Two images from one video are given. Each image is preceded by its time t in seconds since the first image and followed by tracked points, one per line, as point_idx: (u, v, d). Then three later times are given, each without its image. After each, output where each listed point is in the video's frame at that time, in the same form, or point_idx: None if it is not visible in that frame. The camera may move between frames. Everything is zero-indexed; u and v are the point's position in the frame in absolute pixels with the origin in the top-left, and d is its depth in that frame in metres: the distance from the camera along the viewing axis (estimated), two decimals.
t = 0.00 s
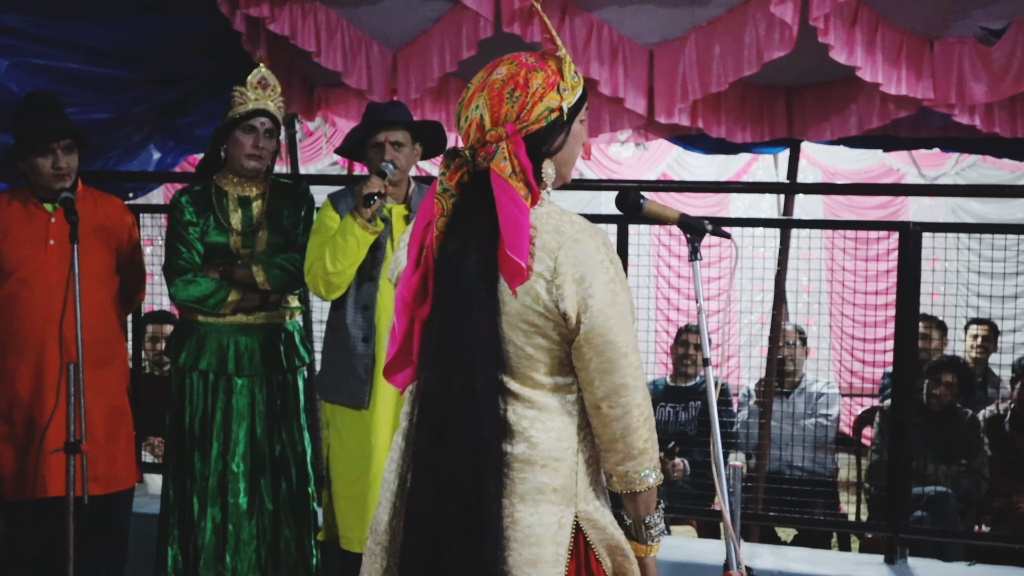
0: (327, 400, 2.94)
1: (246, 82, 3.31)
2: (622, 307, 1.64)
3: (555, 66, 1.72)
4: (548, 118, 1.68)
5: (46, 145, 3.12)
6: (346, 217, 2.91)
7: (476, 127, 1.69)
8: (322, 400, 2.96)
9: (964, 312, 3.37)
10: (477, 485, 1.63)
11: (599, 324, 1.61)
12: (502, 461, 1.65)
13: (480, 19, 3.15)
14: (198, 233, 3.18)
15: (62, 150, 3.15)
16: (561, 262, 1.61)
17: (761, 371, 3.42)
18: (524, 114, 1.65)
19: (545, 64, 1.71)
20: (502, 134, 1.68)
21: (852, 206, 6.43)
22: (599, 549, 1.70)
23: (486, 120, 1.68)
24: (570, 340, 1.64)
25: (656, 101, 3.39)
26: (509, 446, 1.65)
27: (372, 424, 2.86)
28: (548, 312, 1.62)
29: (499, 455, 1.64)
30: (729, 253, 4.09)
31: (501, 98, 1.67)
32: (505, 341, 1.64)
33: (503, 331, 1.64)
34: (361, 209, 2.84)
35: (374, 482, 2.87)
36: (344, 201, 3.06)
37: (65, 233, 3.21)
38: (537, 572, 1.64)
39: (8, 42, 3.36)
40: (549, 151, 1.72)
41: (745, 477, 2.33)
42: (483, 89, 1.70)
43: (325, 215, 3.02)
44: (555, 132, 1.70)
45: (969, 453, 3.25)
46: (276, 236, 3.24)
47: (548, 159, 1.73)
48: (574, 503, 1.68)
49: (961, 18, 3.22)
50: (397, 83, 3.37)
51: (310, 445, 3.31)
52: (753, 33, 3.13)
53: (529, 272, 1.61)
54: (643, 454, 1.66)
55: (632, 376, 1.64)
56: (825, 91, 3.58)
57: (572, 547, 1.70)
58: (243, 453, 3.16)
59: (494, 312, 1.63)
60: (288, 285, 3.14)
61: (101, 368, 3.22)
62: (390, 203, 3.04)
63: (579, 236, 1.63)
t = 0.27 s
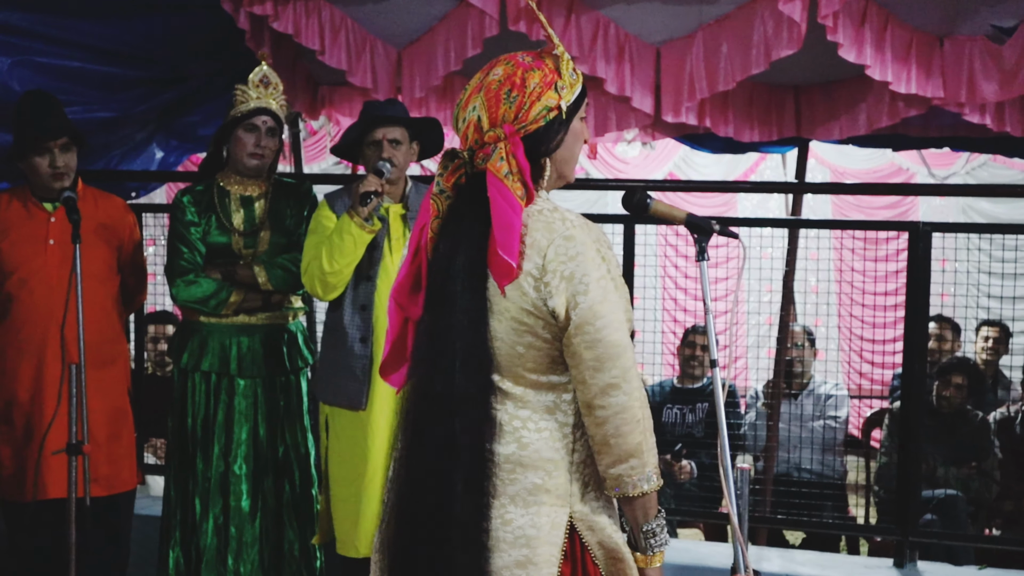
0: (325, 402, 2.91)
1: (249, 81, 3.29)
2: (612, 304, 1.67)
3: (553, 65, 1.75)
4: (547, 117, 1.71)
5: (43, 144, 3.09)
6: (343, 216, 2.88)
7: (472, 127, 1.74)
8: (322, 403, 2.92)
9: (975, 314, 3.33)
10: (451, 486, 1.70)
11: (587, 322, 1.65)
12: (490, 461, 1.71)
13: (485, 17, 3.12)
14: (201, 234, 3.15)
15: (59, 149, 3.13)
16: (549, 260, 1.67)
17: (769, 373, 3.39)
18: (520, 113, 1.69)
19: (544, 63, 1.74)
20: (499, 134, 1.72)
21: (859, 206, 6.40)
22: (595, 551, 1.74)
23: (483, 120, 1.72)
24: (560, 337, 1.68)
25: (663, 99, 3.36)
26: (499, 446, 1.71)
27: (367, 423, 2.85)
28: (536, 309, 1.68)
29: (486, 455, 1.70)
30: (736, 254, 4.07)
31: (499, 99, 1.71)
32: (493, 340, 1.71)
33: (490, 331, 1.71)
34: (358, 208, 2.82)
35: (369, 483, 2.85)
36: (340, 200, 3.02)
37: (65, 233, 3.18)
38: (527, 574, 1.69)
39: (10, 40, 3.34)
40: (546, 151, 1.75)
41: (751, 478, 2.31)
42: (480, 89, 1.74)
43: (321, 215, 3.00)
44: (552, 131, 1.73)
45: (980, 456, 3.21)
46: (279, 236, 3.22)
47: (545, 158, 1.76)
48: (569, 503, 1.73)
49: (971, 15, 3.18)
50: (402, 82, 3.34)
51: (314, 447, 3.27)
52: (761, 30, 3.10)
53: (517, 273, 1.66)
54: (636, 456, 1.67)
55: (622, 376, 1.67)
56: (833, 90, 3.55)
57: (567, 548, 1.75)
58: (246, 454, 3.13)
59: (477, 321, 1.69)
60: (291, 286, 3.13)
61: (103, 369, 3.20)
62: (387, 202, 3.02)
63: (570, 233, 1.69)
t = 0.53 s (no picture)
0: (329, 403, 2.91)
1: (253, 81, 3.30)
2: (609, 312, 1.68)
3: (550, 64, 1.80)
4: (541, 111, 1.76)
5: (42, 143, 3.10)
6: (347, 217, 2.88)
7: (472, 131, 1.83)
8: (324, 404, 2.92)
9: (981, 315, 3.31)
10: (434, 484, 1.74)
11: (582, 328, 1.67)
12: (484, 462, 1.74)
13: (490, 18, 3.11)
14: (205, 235, 3.15)
15: (58, 149, 3.14)
16: (546, 265, 1.69)
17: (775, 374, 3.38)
18: (512, 109, 1.75)
19: (540, 63, 1.80)
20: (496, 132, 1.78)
21: (866, 207, 6.40)
22: (589, 558, 1.76)
23: (481, 122, 1.80)
24: (557, 342, 1.70)
25: (668, 100, 3.36)
26: (494, 447, 1.74)
27: (372, 425, 2.85)
28: (532, 314, 1.71)
29: (479, 456, 1.73)
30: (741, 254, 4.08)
31: (494, 98, 1.79)
32: (489, 342, 1.74)
33: (487, 331, 1.74)
34: (363, 210, 2.82)
35: (370, 483, 2.86)
36: (341, 201, 3.02)
37: (69, 233, 3.19)
38: None
39: (15, 41, 3.34)
40: (543, 146, 1.79)
41: (755, 478, 2.31)
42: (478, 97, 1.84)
43: (324, 216, 2.99)
44: (549, 124, 1.77)
45: (986, 458, 3.22)
46: (283, 236, 3.22)
47: (543, 153, 1.80)
48: (563, 508, 1.75)
49: (978, 16, 3.17)
50: (407, 82, 3.34)
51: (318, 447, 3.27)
52: (767, 31, 3.09)
53: (511, 276, 1.70)
54: (631, 465, 1.67)
55: (616, 385, 1.68)
56: (840, 91, 3.53)
57: (561, 552, 1.77)
58: (250, 454, 3.13)
59: (470, 322, 1.73)
60: (296, 286, 3.15)
61: (107, 368, 3.21)
62: (388, 202, 3.02)
63: (570, 239, 1.70)
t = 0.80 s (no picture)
0: (335, 406, 2.88)
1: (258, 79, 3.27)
2: (614, 314, 1.65)
3: (581, 68, 1.78)
4: (573, 116, 1.73)
5: (41, 142, 3.08)
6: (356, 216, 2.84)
7: (500, 123, 1.75)
8: (329, 405, 2.90)
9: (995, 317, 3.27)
10: (441, 483, 1.70)
11: (586, 330, 1.64)
12: (491, 464, 1.71)
13: (498, 15, 3.07)
14: (208, 233, 3.12)
15: (58, 147, 3.11)
16: (551, 265, 1.67)
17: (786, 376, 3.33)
18: (547, 110, 1.71)
19: (570, 67, 1.77)
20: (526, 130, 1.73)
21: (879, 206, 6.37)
22: (599, 560, 1.73)
23: (510, 116, 1.74)
24: (562, 344, 1.68)
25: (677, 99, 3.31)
26: (501, 449, 1.71)
27: (383, 426, 2.81)
28: (537, 314, 1.68)
29: (485, 459, 1.69)
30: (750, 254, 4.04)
31: (526, 96, 1.73)
32: (494, 344, 1.71)
33: (492, 332, 1.71)
34: (375, 208, 2.78)
35: (377, 485, 2.83)
36: (347, 201, 2.98)
37: (70, 232, 3.16)
38: None
39: (17, 39, 3.31)
40: (572, 150, 1.77)
41: (764, 481, 2.27)
42: (507, 87, 1.77)
43: (332, 215, 2.96)
44: (578, 130, 1.75)
45: (999, 461, 3.17)
46: (288, 235, 3.18)
47: (571, 157, 1.78)
48: (574, 511, 1.72)
49: (993, 12, 3.11)
50: (414, 80, 3.31)
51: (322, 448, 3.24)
52: (777, 28, 3.06)
53: (516, 276, 1.67)
54: (639, 467, 1.65)
55: (622, 387, 1.65)
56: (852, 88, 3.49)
57: (570, 554, 1.74)
58: (254, 456, 3.09)
59: (477, 319, 1.70)
60: (300, 285, 3.10)
61: (110, 369, 3.17)
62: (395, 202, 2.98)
63: (574, 239, 1.68)
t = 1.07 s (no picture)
0: (338, 409, 2.77)
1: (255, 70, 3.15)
2: (635, 314, 1.55)
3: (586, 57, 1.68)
4: (577, 105, 1.63)
5: (32, 137, 2.96)
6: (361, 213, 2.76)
7: (503, 119, 1.67)
8: (329, 406, 2.80)
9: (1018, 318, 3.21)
10: (454, 487, 1.60)
11: (607, 331, 1.53)
12: (505, 468, 1.60)
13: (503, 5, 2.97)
14: (205, 230, 3.01)
15: (50, 142, 2.99)
16: (571, 264, 1.56)
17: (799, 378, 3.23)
18: (550, 100, 1.61)
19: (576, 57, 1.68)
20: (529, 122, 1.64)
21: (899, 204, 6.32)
22: (614, 569, 1.62)
23: (513, 109, 1.65)
24: (580, 345, 1.57)
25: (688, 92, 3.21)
26: (516, 453, 1.60)
27: (387, 429, 2.70)
28: (556, 315, 1.57)
29: (499, 461, 1.60)
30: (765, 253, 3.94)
31: (528, 88, 1.64)
32: (511, 343, 1.60)
33: (508, 331, 1.60)
34: (380, 204, 2.70)
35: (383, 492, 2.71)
36: (351, 197, 2.88)
37: (62, 230, 3.06)
38: None
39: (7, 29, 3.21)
40: (577, 141, 1.66)
41: (779, 489, 2.16)
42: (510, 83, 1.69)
43: (334, 211, 2.86)
44: (584, 120, 1.65)
45: None
46: (287, 232, 3.09)
47: (575, 148, 1.67)
48: (589, 518, 1.60)
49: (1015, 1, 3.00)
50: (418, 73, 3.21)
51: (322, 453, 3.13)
52: (792, 19, 2.94)
53: (534, 274, 1.57)
54: (656, 472, 1.54)
55: (642, 391, 1.54)
56: (869, 81, 3.39)
57: (583, 561, 1.63)
58: (251, 461, 2.98)
59: (493, 314, 1.60)
60: (300, 284, 3.00)
61: (102, 372, 3.07)
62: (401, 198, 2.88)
63: (594, 237, 1.57)
